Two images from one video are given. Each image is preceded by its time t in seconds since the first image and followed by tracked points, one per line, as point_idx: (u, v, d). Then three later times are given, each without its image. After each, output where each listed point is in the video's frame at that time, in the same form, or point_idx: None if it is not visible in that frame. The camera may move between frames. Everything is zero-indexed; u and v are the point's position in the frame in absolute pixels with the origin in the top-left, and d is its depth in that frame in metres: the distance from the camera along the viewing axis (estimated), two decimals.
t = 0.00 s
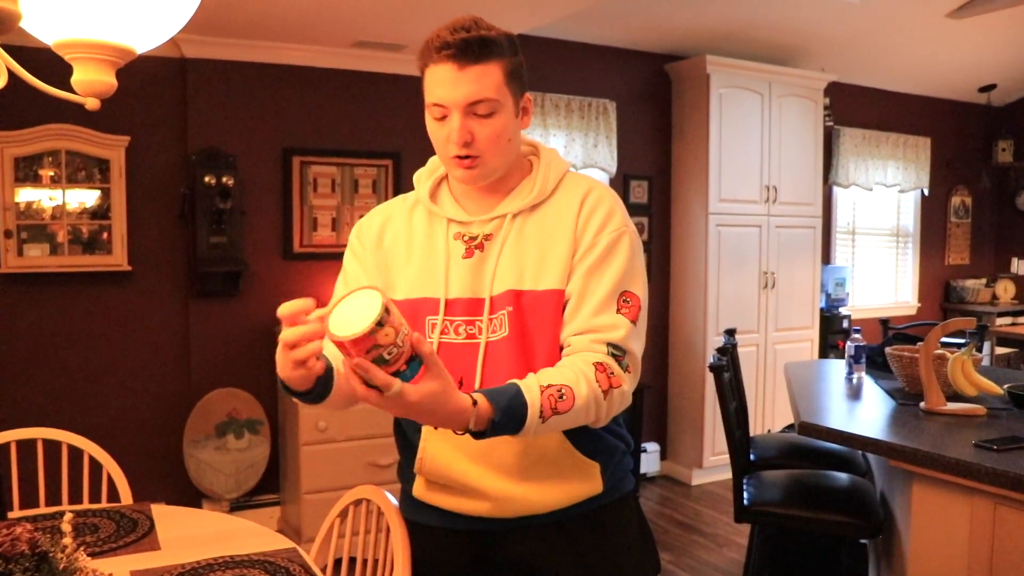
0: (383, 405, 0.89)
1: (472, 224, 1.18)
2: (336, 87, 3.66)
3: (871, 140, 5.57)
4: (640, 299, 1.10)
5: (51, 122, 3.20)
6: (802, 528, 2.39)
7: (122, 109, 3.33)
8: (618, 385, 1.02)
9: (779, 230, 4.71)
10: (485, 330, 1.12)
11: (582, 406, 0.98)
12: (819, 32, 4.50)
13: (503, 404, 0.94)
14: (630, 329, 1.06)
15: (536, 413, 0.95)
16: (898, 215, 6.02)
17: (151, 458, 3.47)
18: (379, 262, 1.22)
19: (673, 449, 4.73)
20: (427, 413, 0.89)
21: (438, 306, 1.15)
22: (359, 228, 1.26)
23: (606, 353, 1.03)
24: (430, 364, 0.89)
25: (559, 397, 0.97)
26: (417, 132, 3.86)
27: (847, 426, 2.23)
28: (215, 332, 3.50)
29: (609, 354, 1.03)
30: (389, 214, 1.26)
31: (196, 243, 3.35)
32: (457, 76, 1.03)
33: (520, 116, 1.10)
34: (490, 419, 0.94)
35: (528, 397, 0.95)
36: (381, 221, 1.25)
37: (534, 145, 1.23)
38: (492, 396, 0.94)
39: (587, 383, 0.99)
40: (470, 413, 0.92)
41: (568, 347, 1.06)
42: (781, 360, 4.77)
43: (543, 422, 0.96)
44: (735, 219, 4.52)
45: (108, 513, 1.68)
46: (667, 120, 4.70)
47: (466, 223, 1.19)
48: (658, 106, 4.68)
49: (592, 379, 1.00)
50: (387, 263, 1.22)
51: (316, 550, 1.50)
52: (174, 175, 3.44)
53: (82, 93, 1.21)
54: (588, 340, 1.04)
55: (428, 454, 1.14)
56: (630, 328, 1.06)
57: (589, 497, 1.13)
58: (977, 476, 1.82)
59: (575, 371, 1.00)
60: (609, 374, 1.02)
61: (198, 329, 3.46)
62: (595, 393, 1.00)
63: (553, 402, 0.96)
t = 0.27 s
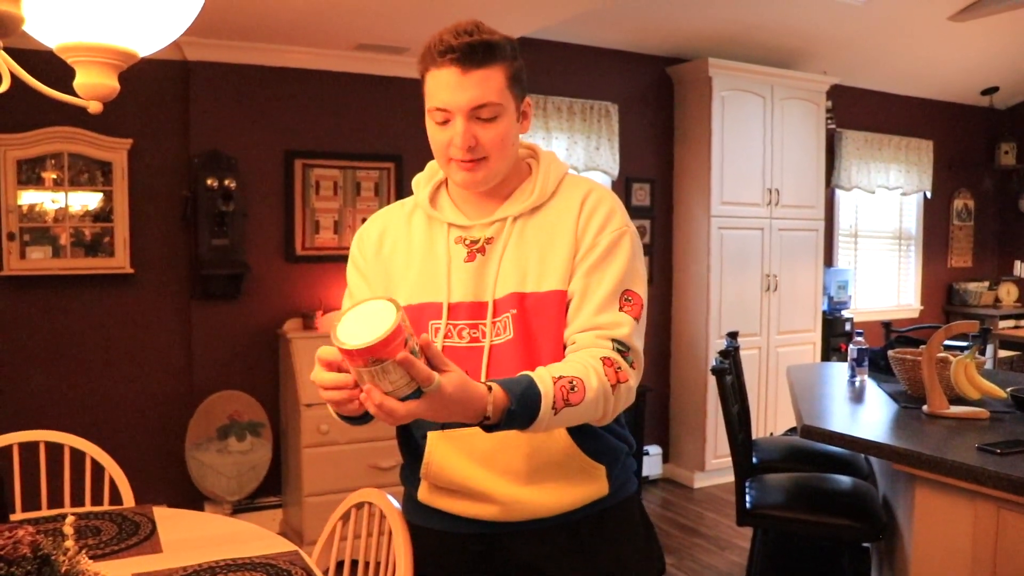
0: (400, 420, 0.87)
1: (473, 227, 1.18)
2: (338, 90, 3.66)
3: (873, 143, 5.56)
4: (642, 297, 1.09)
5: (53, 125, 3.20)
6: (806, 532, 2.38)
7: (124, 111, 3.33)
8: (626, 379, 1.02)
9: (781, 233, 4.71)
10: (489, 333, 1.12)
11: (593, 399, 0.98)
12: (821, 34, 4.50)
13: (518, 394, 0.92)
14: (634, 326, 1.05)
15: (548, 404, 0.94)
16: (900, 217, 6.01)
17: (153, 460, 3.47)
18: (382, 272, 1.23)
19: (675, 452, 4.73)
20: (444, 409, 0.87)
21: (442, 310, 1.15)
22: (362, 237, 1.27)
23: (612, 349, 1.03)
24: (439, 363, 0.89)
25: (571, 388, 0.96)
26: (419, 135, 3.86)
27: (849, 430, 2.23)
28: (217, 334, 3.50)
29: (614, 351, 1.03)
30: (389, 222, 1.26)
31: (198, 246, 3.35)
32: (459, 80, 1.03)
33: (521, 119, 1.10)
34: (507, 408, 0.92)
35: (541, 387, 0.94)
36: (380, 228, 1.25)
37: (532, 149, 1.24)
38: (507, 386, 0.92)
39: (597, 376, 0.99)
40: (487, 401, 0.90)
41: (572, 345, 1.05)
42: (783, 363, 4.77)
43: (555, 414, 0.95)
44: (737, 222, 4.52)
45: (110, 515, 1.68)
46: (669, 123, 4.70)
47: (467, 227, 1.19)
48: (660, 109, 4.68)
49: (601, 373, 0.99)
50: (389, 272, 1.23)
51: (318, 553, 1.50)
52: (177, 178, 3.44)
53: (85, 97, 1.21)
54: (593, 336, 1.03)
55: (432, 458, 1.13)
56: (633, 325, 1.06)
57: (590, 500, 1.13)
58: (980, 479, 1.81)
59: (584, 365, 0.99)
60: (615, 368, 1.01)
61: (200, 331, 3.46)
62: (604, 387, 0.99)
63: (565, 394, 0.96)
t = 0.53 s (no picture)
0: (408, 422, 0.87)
1: (478, 226, 1.18)
2: (342, 88, 3.66)
3: (877, 142, 5.55)
4: (646, 296, 1.09)
5: (57, 122, 3.21)
6: (810, 531, 2.38)
7: (129, 109, 3.34)
8: (630, 379, 1.02)
9: (785, 232, 4.70)
10: (493, 332, 1.12)
11: (597, 398, 0.97)
12: (826, 33, 4.49)
13: (522, 392, 0.92)
14: (638, 326, 1.05)
15: (553, 402, 0.94)
16: (904, 217, 6.00)
17: (156, 457, 3.48)
18: (386, 267, 1.21)
19: (678, 450, 4.72)
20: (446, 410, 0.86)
21: (447, 308, 1.15)
22: (366, 232, 1.26)
23: (616, 349, 1.03)
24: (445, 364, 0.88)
25: (575, 388, 0.96)
26: (423, 133, 3.86)
27: (854, 429, 2.22)
28: (220, 332, 3.50)
29: (619, 351, 1.03)
30: (394, 219, 1.25)
31: (202, 243, 3.36)
32: (469, 74, 1.03)
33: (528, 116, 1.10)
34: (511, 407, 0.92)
35: (545, 387, 0.94)
36: (385, 225, 1.25)
37: (537, 147, 1.23)
38: (511, 386, 0.92)
39: (601, 376, 0.99)
40: (491, 399, 0.90)
41: (576, 344, 1.05)
42: (787, 362, 4.76)
43: (558, 413, 0.94)
44: (741, 221, 4.51)
45: (114, 511, 1.69)
46: (673, 122, 4.69)
47: (472, 225, 1.19)
48: (664, 107, 4.67)
49: (605, 373, 0.99)
50: (394, 267, 1.21)
51: (321, 549, 1.50)
52: (181, 175, 3.44)
53: (90, 93, 1.21)
54: (598, 336, 1.03)
55: (436, 455, 1.13)
56: (637, 325, 1.05)
57: (593, 500, 1.12)
58: (986, 479, 1.80)
59: (589, 364, 0.99)
60: (620, 368, 1.02)
61: (204, 328, 3.47)
62: (608, 386, 0.99)
63: (569, 393, 0.95)
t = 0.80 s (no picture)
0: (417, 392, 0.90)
1: (483, 222, 1.18)
2: (346, 86, 3.66)
3: (881, 141, 5.54)
4: (658, 295, 1.10)
5: (62, 121, 3.21)
6: (813, 530, 2.37)
7: (133, 107, 3.34)
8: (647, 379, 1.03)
9: (789, 231, 4.69)
10: (497, 330, 1.11)
11: (616, 397, 0.99)
12: (830, 31, 4.48)
13: (544, 388, 0.93)
14: (654, 327, 1.06)
15: (573, 400, 0.95)
16: (908, 215, 5.98)
17: (160, 455, 3.48)
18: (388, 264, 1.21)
19: (682, 449, 4.72)
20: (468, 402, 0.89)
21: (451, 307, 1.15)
22: (370, 228, 1.25)
23: (632, 348, 1.04)
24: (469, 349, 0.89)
25: (595, 386, 0.97)
26: (427, 131, 3.86)
27: (858, 428, 2.22)
28: (224, 330, 3.51)
29: (636, 351, 1.04)
30: (399, 214, 1.25)
31: (206, 242, 3.36)
32: (482, 52, 1.06)
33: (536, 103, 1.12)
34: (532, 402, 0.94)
35: (566, 384, 0.95)
36: (388, 221, 1.24)
37: (541, 142, 1.24)
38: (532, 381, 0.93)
39: (620, 375, 1.00)
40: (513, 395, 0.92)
41: (592, 343, 1.06)
42: (791, 361, 4.75)
43: (579, 410, 0.96)
44: (745, 219, 4.51)
45: (118, 510, 1.69)
46: (677, 120, 4.69)
47: (477, 221, 1.18)
48: (668, 106, 4.66)
49: (623, 372, 1.00)
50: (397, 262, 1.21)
51: (325, 547, 1.50)
52: (185, 174, 3.45)
53: (94, 91, 1.21)
54: (614, 336, 1.04)
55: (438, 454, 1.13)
56: (654, 327, 1.07)
57: (596, 501, 1.12)
58: (992, 478, 1.80)
59: (606, 363, 1.00)
60: (637, 367, 1.02)
61: (208, 327, 3.47)
62: (627, 385, 1.00)
63: (589, 391, 0.96)
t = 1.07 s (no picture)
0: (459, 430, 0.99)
1: (484, 225, 1.17)
2: (348, 87, 3.66)
3: (884, 142, 5.53)
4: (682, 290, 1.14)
5: (65, 122, 3.21)
6: (817, 531, 2.37)
7: (136, 108, 3.35)
8: (688, 377, 1.08)
9: (791, 232, 4.69)
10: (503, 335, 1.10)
11: (654, 403, 1.05)
12: (833, 32, 4.47)
13: (577, 416, 1.01)
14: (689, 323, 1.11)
15: (609, 417, 1.03)
16: (911, 216, 5.97)
17: (162, 456, 3.48)
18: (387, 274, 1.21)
19: (684, 450, 4.71)
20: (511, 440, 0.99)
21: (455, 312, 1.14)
22: (368, 234, 1.24)
23: (670, 349, 1.09)
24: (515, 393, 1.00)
25: (630, 401, 1.04)
26: (429, 131, 3.86)
27: (862, 430, 2.20)
28: (226, 331, 3.50)
29: (674, 350, 1.09)
30: (395, 218, 1.23)
31: (208, 243, 3.36)
32: (480, 48, 1.06)
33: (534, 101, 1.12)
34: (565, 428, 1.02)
35: (600, 406, 1.02)
36: (386, 227, 1.22)
37: (538, 141, 1.24)
38: (567, 412, 1.01)
39: (657, 383, 1.05)
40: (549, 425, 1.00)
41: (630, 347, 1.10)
42: (794, 362, 4.74)
43: (614, 424, 1.04)
44: (748, 220, 4.50)
45: (120, 511, 1.69)
46: (679, 121, 4.68)
47: (479, 225, 1.17)
48: (670, 106, 4.66)
49: (661, 377, 1.06)
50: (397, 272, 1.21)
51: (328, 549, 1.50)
52: (187, 174, 3.45)
53: (97, 92, 1.21)
54: (650, 341, 1.08)
55: (444, 457, 1.13)
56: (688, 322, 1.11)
57: (601, 503, 1.12)
58: (996, 480, 1.79)
59: (645, 370, 1.05)
60: (677, 368, 1.08)
61: (210, 327, 3.47)
62: (665, 390, 1.06)
63: (625, 407, 1.04)
